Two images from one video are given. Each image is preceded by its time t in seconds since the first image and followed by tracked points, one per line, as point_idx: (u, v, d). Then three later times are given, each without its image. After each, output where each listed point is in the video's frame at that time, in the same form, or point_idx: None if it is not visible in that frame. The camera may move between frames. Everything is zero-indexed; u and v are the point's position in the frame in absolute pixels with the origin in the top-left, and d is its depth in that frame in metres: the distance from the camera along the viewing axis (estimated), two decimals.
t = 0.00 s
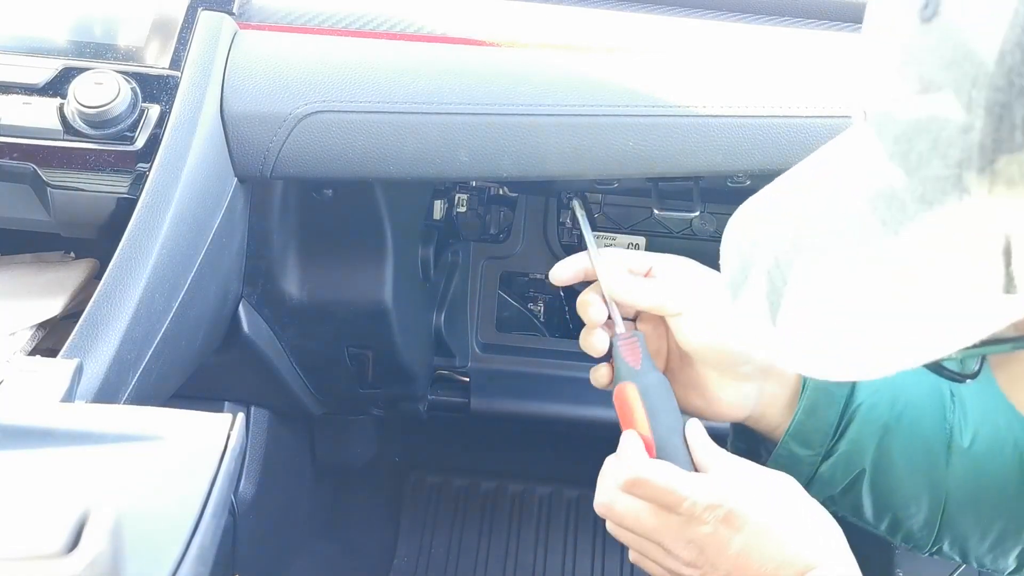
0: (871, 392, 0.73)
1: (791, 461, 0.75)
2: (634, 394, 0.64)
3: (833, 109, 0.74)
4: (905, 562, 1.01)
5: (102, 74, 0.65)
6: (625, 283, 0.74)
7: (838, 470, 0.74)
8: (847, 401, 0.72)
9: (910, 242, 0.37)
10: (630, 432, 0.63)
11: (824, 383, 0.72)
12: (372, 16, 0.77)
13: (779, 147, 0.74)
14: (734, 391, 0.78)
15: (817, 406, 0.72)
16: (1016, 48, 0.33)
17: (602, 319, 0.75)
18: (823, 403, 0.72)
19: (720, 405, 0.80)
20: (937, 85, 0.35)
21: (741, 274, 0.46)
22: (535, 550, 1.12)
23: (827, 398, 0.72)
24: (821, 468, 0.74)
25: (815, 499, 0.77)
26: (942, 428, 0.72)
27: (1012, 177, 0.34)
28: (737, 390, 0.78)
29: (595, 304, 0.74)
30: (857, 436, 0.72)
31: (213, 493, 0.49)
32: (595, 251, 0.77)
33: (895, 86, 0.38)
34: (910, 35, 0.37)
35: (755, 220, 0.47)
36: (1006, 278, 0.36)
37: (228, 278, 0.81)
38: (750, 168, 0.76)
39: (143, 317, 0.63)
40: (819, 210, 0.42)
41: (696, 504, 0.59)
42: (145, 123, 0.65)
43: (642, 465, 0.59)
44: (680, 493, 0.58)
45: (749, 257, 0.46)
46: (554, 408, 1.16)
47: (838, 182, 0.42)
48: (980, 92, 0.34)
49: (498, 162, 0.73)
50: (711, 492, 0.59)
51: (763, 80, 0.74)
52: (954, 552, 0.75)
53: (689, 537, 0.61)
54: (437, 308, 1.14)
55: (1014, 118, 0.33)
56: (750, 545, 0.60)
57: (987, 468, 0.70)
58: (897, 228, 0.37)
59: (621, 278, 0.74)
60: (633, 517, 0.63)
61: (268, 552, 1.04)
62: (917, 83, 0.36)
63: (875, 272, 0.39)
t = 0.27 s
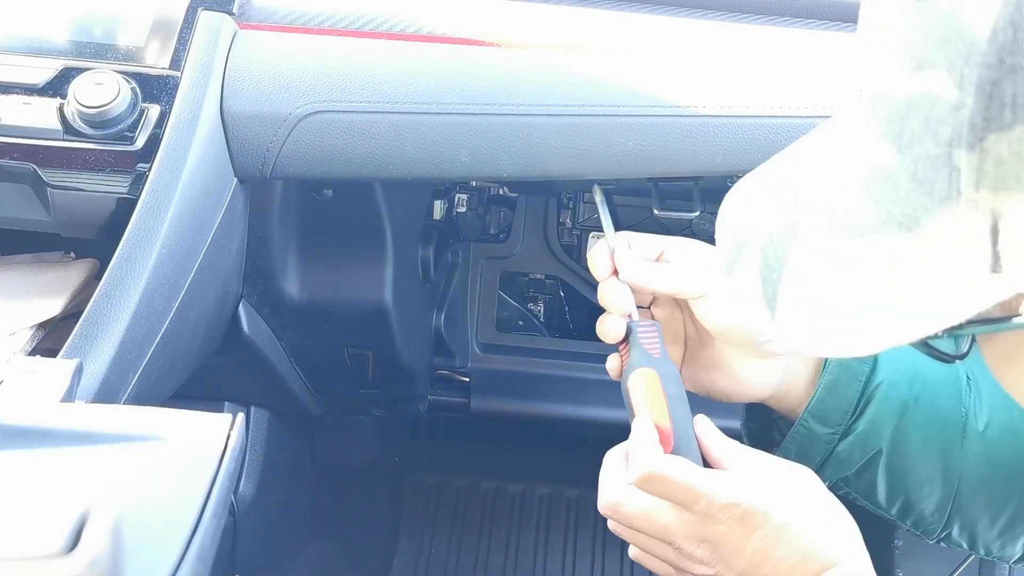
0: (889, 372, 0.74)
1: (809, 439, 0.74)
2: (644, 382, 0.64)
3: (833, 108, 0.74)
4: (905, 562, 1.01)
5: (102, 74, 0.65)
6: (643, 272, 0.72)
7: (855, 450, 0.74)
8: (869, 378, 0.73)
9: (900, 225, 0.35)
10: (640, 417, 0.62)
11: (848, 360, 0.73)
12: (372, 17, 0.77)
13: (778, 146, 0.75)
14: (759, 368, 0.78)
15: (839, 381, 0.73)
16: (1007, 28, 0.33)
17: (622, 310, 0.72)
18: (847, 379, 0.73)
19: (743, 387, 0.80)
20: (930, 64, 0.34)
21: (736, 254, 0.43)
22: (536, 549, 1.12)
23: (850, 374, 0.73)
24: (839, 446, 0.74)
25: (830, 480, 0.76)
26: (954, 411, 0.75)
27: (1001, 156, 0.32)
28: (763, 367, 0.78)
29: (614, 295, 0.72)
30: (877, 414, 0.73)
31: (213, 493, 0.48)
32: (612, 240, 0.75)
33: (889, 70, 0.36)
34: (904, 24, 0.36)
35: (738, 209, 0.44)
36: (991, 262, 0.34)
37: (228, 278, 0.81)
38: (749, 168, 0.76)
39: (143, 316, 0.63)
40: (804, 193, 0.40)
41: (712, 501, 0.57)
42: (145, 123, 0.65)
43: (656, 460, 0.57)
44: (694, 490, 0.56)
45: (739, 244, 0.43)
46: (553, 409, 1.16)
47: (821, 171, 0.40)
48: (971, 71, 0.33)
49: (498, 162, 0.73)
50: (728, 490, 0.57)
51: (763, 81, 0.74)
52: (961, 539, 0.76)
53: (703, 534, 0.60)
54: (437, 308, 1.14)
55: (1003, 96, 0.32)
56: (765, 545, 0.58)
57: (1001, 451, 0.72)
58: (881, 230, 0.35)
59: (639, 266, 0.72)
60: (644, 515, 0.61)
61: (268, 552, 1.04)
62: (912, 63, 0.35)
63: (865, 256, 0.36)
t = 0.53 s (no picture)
0: (891, 375, 0.74)
1: (810, 441, 0.75)
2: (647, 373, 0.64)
3: (833, 108, 0.74)
4: (905, 562, 1.01)
5: (102, 74, 0.65)
6: (647, 268, 0.72)
7: (856, 452, 0.74)
8: (869, 382, 0.73)
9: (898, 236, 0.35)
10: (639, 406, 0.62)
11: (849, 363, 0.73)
12: (372, 17, 0.77)
13: (779, 146, 0.75)
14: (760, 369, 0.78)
15: (841, 384, 0.73)
16: (1008, 35, 0.31)
17: (625, 305, 0.73)
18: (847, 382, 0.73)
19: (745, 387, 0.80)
20: (932, 71, 0.33)
21: (736, 256, 0.43)
22: (535, 549, 1.12)
23: (851, 377, 0.73)
24: (840, 449, 0.74)
25: (831, 482, 0.77)
26: (957, 415, 0.74)
27: (1001, 166, 0.31)
28: (765, 368, 0.78)
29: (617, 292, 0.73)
30: (878, 417, 0.73)
31: (213, 493, 0.47)
32: (617, 237, 0.75)
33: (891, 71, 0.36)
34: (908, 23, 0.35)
35: (742, 211, 0.45)
36: (992, 268, 0.34)
37: (228, 278, 0.81)
38: (749, 168, 0.76)
39: (143, 316, 0.63)
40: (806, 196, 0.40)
41: (706, 492, 0.57)
42: (145, 122, 0.65)
43: (653, 447, 0.57)
44: (689, 479, 0.57)
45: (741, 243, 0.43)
46: (552, 410, 1.16)
47: (823, 174, 0.40)
48: (971, 79, 0.32)
49: (498, 162, 0.73)
50: (723, 483, 0.57)
51: (763, 81, 0.74)
52: (964, 543, 0.76)
53: (697, 525, 0.60)
54: (437, 308, 1.14)
55: (1003, 105, 0.31)
56: (759, 539, 0.58)
57: (1003, 456, 0.71)
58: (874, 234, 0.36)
59: (644, 262, 0.73)
60: (638, 506, 0.61)
61: (268, 552, 1.04)
62: (912, 70, 0.34)
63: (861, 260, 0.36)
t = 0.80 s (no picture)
0: (890, 372, 0.74)
1: (808, 439, 0.74)
2: (643, 371, 0.64)
3: (833, 109, 0.74)
4: (905, 562, 1.01)
5: (103, 74, 0.65)
6: (647, 265, 0.72)
7: (855, 450, 0.74)
8: (868, 379, 0.73)
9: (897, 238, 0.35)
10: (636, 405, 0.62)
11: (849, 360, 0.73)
12: (372, 17, 0.77)
13: (779, 146, 0.75)
14: (759, 365, 0.79)
15: (841, 382, 0.72)
16: (1008, 38, 0.32)
17: (623, 301, 0.72)
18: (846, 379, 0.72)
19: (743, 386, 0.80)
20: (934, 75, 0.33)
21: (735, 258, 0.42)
22: (535, 549, 1.12)
23: (851, 375, 0.72)
24: (838, 447, 0.74)
25: (829, 479, 0.77)
26: (956, 414, 0.74)
27: (1001, 168, 0.32)
28: (764, 366, 0.78)
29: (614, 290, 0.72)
30: (876, 415, 0.73)
31: (213, 493, 0.47)
32: (616, 233, 0.75)
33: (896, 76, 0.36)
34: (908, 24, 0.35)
35: (743, 211, 0.44)
36: (992, 271, 0.34)
37: (228, 278, 0.81)
38: (749, 168, 0.76)
39: (143, 316, 0.63)
40: (806, 199, 0.39)
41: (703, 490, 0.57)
42: (145, 123, 0.65)
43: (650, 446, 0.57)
44: (687, 475, 0.57)
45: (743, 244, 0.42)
46: (552, 410, 1.16)
47: (821, 178, 0.40)
48: (971, 83, 0.32)
49: (498, 162, 0.73)
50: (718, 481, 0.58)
51: (763, 81, 0.74)
52: (961, 540, 0.76)
53: (692, 523, 0.60)
54: (437, 308, 1.14)
55: (1003, 108, 0.32)
56: (756, 537, 0.58)
57: (1001, 455, 0.71)
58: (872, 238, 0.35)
59: (643, 258, 0.72)
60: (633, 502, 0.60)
61: (268, 552, 1.04)
62: (911, 73, 0.35)
63: (858, 262, 0.36)
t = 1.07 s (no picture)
0: (890, 373, 0.74)
1: (809, 441, 0.75)
2: (641, 369, 0.64)
3: (833, 108, 0.74)
4: (905, 561, 1.01)
5: (103, 74, 0.65)
6: (647, 265, 0.72)
7: (856, 450, 0.74)
8: (868, 380, 0.73)
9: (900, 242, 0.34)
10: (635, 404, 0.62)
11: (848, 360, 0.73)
12: (372, 17, 0.77)
13: (779, 146, 0.75)
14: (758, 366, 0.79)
15: (841, 383, 0.72)
16: (1014, 39, 0.31)
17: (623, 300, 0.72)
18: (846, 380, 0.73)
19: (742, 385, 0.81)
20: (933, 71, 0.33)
21: (735, 259, 0.42)
22: (536, 549, 1.12)
23: (851, 375, 0.72)
24: (839, 448, 0.74)
25: (831, 480, 0.77)
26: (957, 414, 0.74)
27: (1007, 170, 0.31)
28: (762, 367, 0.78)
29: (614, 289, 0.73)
30: (876, 416, 0.73)
31: (213, 493, 0.47)
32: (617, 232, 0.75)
33: (890, 75, 0.35)
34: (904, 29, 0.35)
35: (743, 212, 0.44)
36: (997, 272, 0.33)
37: (228, 279, 0.81)
38: (749, 168, 0.76)
39: (143, 315, 0.63)
40: (809, 202, 0.38)
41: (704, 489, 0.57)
42: (145, 123, 0.65)
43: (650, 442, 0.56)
44: (686, 474, 0.56)
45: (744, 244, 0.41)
46: (552, 410, 1.16)
47: (821, 181, 0.38)
48: (976, 84, 0.32)
49: (498, 162, 0.73)
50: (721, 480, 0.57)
51: (762, 81, 0.74)
52: (963, 541, 0.77)
53: (693, 522, 0.60)
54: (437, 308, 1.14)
55: (1009, 110, 0.31)
56: (757, 535, 0.59)
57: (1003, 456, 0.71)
58: (875, 236, 0.35)
59: (644, 257, 0.72)
60: (633, 502, 0.61)
61: (269, 552, 1.04)
62: (912, 73, 0.33)
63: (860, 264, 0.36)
